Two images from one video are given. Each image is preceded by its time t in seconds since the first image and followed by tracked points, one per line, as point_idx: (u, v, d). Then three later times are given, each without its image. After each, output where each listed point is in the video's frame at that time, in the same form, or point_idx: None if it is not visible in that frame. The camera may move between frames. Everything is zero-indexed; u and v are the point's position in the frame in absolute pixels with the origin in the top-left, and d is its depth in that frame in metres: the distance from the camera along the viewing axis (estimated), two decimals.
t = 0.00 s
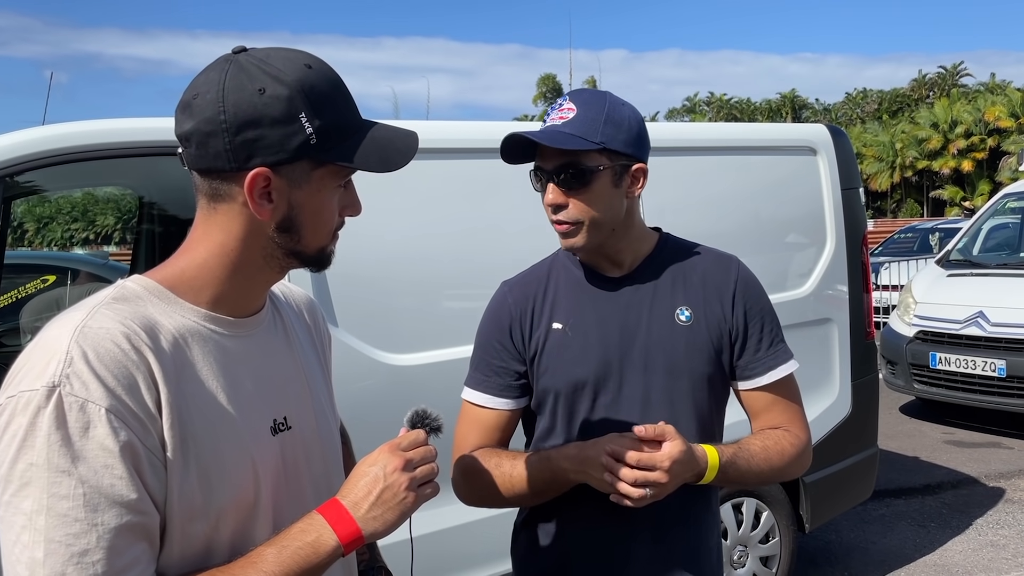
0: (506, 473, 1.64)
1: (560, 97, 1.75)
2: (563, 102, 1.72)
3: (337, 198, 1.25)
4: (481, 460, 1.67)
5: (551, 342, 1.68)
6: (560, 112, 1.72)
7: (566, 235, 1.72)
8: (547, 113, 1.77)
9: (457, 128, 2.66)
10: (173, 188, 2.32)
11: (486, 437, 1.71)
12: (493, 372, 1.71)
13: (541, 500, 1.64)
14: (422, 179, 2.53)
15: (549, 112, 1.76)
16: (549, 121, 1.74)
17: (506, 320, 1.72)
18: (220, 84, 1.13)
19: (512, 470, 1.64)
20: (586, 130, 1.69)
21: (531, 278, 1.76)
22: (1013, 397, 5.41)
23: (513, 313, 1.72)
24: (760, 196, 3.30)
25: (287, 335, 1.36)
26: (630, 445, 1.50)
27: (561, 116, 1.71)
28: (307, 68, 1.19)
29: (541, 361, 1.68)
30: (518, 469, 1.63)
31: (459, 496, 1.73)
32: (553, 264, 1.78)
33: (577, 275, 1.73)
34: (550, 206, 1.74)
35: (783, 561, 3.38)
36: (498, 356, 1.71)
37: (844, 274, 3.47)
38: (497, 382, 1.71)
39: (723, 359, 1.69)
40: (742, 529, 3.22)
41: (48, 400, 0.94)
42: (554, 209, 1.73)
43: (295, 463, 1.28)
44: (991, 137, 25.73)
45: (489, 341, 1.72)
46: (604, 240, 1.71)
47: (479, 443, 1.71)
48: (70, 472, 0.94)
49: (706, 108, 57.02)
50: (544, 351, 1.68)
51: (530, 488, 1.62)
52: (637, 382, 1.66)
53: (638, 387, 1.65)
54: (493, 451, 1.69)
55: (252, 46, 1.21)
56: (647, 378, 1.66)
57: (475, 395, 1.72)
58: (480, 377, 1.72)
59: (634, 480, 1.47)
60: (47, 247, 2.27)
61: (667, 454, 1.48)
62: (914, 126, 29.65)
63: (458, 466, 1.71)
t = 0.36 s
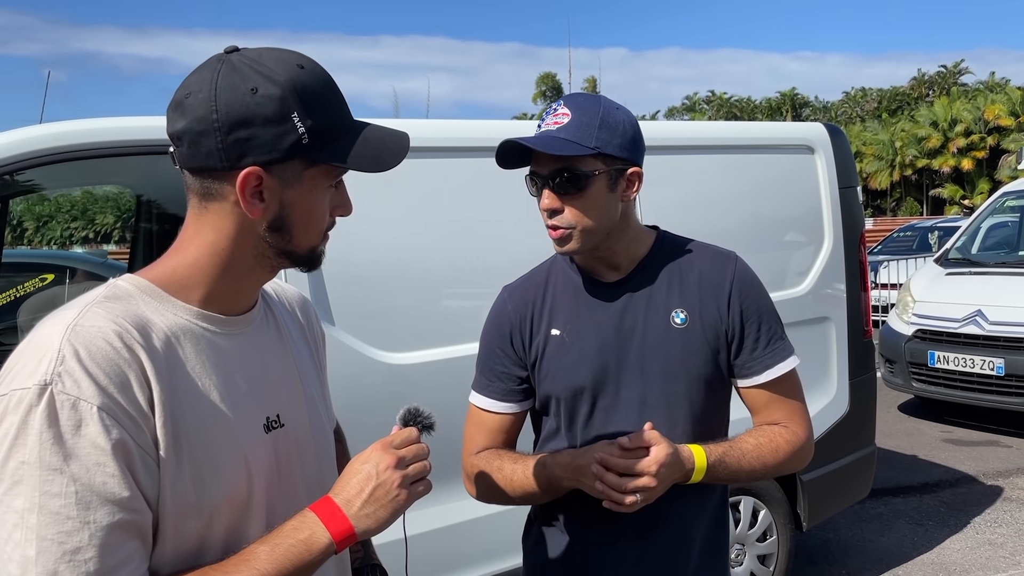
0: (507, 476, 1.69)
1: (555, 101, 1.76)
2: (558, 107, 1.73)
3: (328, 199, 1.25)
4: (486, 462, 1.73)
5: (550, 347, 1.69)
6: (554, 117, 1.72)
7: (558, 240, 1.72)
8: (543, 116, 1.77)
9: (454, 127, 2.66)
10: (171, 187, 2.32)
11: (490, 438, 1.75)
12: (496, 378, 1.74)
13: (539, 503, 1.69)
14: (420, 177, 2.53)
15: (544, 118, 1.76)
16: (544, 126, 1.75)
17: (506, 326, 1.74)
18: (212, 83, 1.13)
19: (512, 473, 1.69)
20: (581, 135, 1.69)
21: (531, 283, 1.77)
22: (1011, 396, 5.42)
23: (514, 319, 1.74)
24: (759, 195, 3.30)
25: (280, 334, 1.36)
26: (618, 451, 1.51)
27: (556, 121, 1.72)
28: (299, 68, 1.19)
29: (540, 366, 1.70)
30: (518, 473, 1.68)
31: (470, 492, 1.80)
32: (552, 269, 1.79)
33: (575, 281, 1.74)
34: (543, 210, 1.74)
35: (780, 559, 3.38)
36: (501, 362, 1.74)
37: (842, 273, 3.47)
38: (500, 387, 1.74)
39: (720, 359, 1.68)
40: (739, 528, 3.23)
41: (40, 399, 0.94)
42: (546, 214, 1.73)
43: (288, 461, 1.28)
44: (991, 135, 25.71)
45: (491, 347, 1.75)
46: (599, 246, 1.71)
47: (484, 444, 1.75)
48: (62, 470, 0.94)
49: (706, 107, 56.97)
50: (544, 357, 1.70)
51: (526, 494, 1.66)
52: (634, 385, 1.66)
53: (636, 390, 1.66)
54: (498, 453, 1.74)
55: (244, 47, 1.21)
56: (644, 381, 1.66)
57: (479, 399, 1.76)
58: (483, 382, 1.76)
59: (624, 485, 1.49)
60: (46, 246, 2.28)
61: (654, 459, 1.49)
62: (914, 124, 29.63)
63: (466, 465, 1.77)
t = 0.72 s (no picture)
0: (508, 475, 1.70)
1: (551, 103, 1.76)
2: (553, 108, 1.73)
3: (277, 180, 1.17)
4: (488, 460, 1.74)
5: (550, 348, 1.70)
6: (550, 118, 1.73)
7: (556, 239, 1.72)
8: (539, 118, 1.78)
9: (452, 124, 2.65)
10: (169, 183, 2.32)
11: (495, 437, 1.76)
12: (498, 378, 1.76)
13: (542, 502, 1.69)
14: (418, 174, 2.53)
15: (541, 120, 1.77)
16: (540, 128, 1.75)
17: (507, 327, 1.75)
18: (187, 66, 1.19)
19: (513, 472, 1.69)
20: (576, 135, 1.70)
21: (531, 284, 1.78)
22: (1010, 393, 5.42)
23: (514, 320, 1.74)
24: (757, 193, 3.30)
25: (273, 331, 1.36)
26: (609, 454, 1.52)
27: (551, 122, 1.73)
28: (267, 51, 1.19)
29: (541, 366, 1.71)
30: (518, 472, 1.68)
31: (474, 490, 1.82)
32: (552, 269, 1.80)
33: (574, 282, 1.74)
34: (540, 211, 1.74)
35: (778, 557, 3.39)
36: (503, 362, 1.75)
37: (840, 270, 3.47)
38: (503, 388, 1.75)
39: (716, 359, 1.68)
40: (737, 525, 3.23)
41: (35, 392, 0.95)
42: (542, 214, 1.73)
43: (282, 457, 1.28)
44: (991, 133, 25.70)
45: (493, 348, 1.76)
46: (599, 246, 1.71)
47: (488, 443, 1.76)
48: (57, 463, 0.95)
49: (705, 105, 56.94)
50: (544, 358, 1.71)
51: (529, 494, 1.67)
52: (633, 386, 1.67)
53: (634, 390, 1.67)
54: (501, 451, 1.75)
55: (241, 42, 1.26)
56: (641, 381, 1.66)
57: (482, 399, 1.77)
58: (486, 382, 1.77)
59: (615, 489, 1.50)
60: (45, 243, 2.26)
61: (645, 461, 1.50)
62: (914, 122, 29.62)
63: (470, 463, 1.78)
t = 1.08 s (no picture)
0: (500, 471, 1.70)
1: (553, 100, 1.76)
2: (557, 105, 1.73)
3: (278, 184, 1.18)
4: (481, 454, 1.74)
5: (547, 344, 1.70)
6: (554, 115, 1.73)
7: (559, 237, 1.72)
8: (542, 115, 1.78)
9: (452, 122, 2.65)
10: (168, 181, 2.32)
11: (489, 431, 1.77)
12: (494, 373, 1.76)
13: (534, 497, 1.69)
14: (417, 173, 2.53)
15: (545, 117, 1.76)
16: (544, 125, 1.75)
17: (504, 322, 1.75)
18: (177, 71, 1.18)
19: (506, 467, 1.70)
20: (580, 132, 1.70)
21: (530, 279, 1.78)
22: (1009, 391, 5.43)
23: (512, 315, 1.75)
24: (757, 191, 3.30)
25: (272, 331, 1.37)
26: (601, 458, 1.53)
27: (555, 119, 1.72)
28: (256, 53, 1.18)
29: (537, 362, 1.71)
30: (511, 468, 1.69)
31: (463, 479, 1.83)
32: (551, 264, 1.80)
33: (573, 279, 1.74)
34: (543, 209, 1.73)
35: (776, 555, 3.39)
36: (498, 356, 1.75)
37: (839, 269, 3.48)
38: (498, 382, 1.76)
39: (713, 361, 1.68)
40: (735, 523, 3.24)
41: (27, 387, 0.95)
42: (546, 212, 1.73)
43: (274, 457, 1.29)
44: (991, 131, 25.69)
45: (489, 343, 1.76)
46: (601, 245, 1.71)
47: (482, 437, 1.77)
48: (45, 458, 0.95)
49: (705, 102, 56.87)
50: (541, 355, 1.71)
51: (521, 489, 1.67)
52: (629, 385, 1.67)
53: (630, 390, 1.67)
54: (494, 445, 1.75)
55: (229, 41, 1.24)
56: (637, 381, 1.67)
57: (477, 393, 1.78)
58: (482, 376, 1.77)
59: (608, 492, 1.51)
60: (46, 241, 2.28)
61: (638, 466, 1.51)
62: (914, 119, 29.60)
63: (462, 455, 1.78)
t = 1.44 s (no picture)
0: (490, 479, 1.69)
1: (548, 98, 1.76)
2: (553, 104, 1.73)
3: (270, 189, 1.19)
4: (467, 461, 1.72)
5: (538, 348, 1.70)
6: (550, 113, 1.73)
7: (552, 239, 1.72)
8: (536, 113, 1.78)
9: (452, 124, 2.66)
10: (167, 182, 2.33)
11: (472, 436, 1.74)
12: (481, 377, 1.73)
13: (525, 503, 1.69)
14: (417, 174, 2.54)
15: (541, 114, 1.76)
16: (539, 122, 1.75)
17: (493, 325, 1.73)
18: (168, 79, 1.19)
19: (496, 476, 1.69)
20: (578, 132, 1.70)
21: (518, 282, 1.77)
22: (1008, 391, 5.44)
23: (501, 318, 1.73)
24: (756, 192, 3.31)
25: (265, 334, 1.37)
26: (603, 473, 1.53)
27: (551, 117, 1.72)
28: (247, 60, 1.19)
29: (528, 366, 1.70)
30: (502, 477, 1.68)
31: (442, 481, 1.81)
32: (539, 266, 1.78)
33: (565, 281, 1.74)
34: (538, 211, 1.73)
35: (775, 555, 3.40)
36: (486, 360, 1.72)
37: (837, 269, 3.49)
38: (484, 386, 1.73)
39: (705, 362, 1.71)
40: (734, 523, 3.24)
41: (18, 398, 0.96)
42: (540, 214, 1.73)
43: (268, 461, 1.30)
44: (991, 130, 25.70)
45: (475, 346, 1.73)
46: (595, 247, 1.71)
47: (466, 441, 1.74)
48: (37, 467, 0.96)
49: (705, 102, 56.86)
50: (532, 359, 1.70)
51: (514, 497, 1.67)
52: (622, 388, 1.68)
53: (623, 393, 1.68)
54: (481, 451, 1.73)
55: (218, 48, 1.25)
56: (631, 384, 1.68)
57: (462, 397, 1.75)
58: (468, 380, 1.74)
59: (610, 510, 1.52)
60: (45, 240, 2.27)
61: (640, 481, 1.52)
62: (914, 119, 29.60)
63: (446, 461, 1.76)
